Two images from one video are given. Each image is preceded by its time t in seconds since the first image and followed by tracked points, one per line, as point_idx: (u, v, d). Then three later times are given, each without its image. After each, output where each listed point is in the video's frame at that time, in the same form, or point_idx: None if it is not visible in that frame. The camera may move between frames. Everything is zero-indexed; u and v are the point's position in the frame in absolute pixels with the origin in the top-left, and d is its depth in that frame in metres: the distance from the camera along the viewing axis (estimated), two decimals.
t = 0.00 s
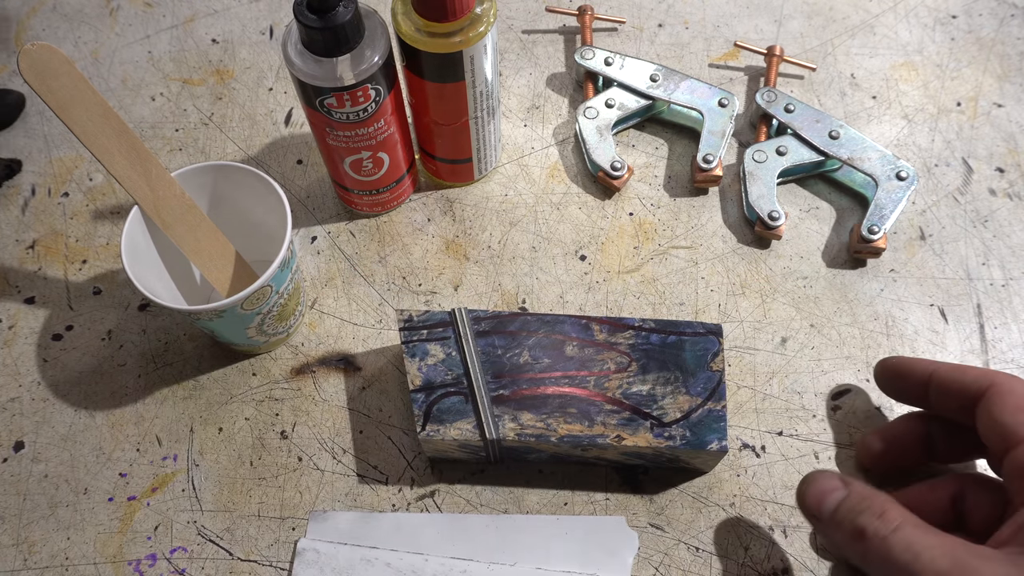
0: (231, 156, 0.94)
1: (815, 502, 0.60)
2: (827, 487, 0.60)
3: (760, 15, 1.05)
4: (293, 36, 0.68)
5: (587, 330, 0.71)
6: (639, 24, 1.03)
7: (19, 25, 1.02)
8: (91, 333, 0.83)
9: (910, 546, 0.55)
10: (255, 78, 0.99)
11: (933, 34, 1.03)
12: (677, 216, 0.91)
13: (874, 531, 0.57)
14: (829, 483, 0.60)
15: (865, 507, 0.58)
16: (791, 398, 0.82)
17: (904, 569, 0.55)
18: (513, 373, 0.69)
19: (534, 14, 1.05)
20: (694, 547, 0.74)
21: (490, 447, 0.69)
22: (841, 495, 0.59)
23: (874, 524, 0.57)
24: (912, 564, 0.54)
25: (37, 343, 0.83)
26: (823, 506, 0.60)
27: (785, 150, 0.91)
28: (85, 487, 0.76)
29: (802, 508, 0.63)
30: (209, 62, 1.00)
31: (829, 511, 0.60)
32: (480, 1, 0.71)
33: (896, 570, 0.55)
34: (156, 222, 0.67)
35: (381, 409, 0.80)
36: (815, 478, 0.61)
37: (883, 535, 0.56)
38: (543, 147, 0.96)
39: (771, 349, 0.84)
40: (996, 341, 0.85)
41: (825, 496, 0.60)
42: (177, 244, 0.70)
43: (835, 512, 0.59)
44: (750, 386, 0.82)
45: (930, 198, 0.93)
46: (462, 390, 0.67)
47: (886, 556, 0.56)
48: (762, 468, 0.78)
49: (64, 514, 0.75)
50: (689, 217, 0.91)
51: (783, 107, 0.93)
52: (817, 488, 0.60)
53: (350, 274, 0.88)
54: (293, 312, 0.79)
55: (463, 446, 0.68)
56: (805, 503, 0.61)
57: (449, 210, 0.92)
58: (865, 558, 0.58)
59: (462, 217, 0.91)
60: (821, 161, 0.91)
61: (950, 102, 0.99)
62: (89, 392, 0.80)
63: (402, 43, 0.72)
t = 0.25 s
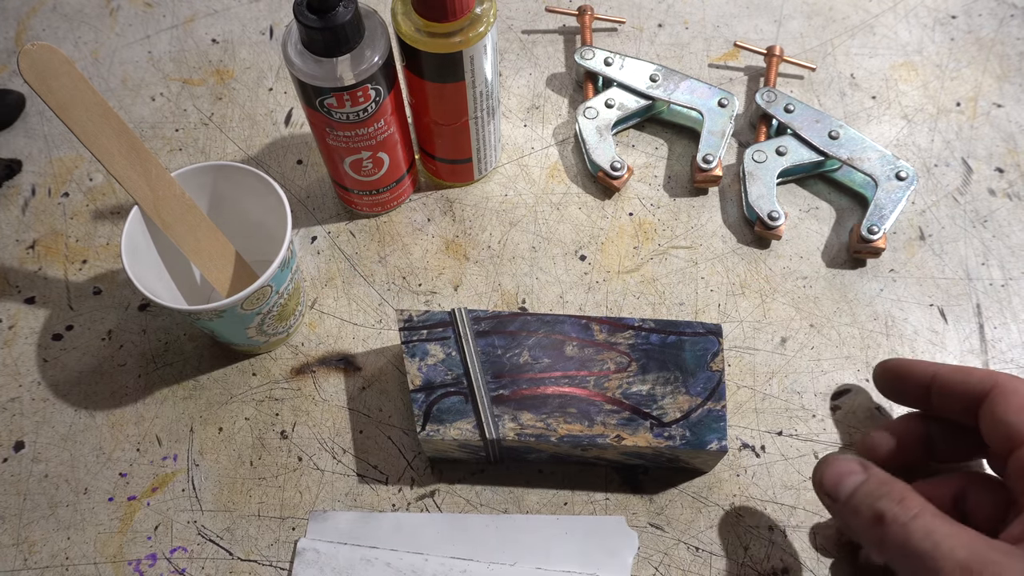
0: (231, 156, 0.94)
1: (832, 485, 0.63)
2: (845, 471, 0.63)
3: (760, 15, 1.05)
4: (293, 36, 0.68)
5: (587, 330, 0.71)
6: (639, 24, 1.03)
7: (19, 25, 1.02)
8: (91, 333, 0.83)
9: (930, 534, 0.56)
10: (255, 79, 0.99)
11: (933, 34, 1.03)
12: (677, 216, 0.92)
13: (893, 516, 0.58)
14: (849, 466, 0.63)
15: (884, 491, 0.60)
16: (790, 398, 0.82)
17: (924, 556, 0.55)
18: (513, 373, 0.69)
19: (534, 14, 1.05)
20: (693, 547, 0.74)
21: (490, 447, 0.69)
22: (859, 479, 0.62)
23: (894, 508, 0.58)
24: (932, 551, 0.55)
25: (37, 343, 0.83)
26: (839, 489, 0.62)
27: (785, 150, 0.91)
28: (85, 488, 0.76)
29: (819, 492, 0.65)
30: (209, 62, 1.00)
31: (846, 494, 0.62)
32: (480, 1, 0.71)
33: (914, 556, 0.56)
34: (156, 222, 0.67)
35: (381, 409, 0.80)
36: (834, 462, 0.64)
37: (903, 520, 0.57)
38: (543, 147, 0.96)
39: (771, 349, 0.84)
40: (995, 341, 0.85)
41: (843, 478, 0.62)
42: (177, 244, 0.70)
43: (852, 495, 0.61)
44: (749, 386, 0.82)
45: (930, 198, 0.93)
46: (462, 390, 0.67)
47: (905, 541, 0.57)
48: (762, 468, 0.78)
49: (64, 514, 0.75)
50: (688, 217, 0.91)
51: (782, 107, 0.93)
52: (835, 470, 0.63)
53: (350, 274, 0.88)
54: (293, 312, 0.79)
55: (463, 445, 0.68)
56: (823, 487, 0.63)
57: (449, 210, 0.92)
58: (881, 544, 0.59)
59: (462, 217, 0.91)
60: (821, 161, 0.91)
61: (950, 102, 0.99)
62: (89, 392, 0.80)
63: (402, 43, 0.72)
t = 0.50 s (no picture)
0: (231, 156, 0.94)
1: (833, 489, 0.62)
2: (846, 473, 0.63)
3: (760, 15, 1.05)
4: (294, 36, 0.68)
5: (587, 330, 0.72)
6: (639, 24, 1.03)
7: (19, 25, 1.02)
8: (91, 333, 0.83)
9: (931, 533, 0.56)
10: (255, 79, 0.99)
11: (933, 34, 1.03)
12: (677, 216, 0.92)
13: (895, 517, 0.58)
14: (849, 467, 0.63)
15: (886, 492, 0.60)
16: (790, 398, 0.82)
17: (925, 556, 0.56)
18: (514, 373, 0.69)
19: (534, 14, 1.05)
20: (694, 547, 0.74)
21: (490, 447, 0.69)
22: (859, 481, 0.62)
23: (895, 509, 0.58)
24: (934, 551, 0.55)
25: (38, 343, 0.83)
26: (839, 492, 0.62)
27: (785, 150, 0.91)
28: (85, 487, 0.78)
29: (819, 495, 0.65)
30: (209, 62, 1.00)
31: (848, 496, 0.62)
32: (480, 0, 0.71)
33: (916, 556, 0.56)
34: (156, 222, 0.67)
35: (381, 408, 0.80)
36: (836, 464, 0.63)
37: (904, 521, 0.57)
38: (543, 147, 0.96)
39: (771, 349, 0.84)
40: (995, 341, 0.85)
41: (844, 481, 0.62)
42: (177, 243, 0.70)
43: (854, 496, 0.61)
44: (750, 386, 0.82)
45: (930, 198, 0.93)
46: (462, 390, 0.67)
47: (907, 542, 0.57)
48: (762, 468, 0.78)
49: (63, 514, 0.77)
50: (689, 217, 0.91)
51: (783, 107, 0.93)
52: (836, 472, 0.63)
53: (350, 274, 0.88)
54: (293, 313, 0.79)
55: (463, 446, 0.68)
56: (825, 491, 0.63)
57: (449, 210, 0.92)
58: (883, 545, 0.59)
59: (462, 217, 0.91)
60: (821, 161, 0.91)
61: (950, 102, 0.99)
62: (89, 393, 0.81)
63: (402, 44, 0.72)
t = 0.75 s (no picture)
0: (231, 156, 0.94)
1: (831, 489, 0.63)
2: (843, 474, 0.63)
3: (760, 15, 1.05)
4: (294, 36, 0.68)
5: (587, 330, 0.72)
6: (639, 25, 1.03)
7: (19, 25, 1.02)
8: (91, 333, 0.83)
9: (928, 533, 0.56)
10: (255, 79, 0.99)
11: (934, 34, 1.03)
12: (677, 216, 0.92)
13: (892, 516, 0.58)
14: (846, 468, 0.63)
15: (883, 492, 0.60)
16: (791, 398, 0.82)
17: (923, 555, 0.55)
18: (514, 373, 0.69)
19: (534, 14, 1.05)
20: (694, 547, 0.74)
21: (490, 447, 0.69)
22: (856, 481, 0.62)
23: (892, 509, 0.58)
24: (932, 550, 0.55)
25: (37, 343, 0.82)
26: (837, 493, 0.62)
27: (785, 150, 0.91)
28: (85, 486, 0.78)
29: (817, 496, 0.65)
30: (210, 62, 1.00)
31: (846, 496, 0.62)
32: (480, 1, 0.71)
33: (914, 556, 0.56)
34: (157, 222, 0.68)
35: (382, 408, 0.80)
36: (833, 464, 0.64)
37: (901, 521, 0.57)
38: (543, 147, 0.96)
39: (771, 349, 0.84)
40: (995, 341, 0.85)
41: (841, 482, 0.62)
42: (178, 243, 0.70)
43: (851, 496, 0.61)
44: (750, 386, 0.82)
45: (930, 198, 0.93)
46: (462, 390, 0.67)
47: (905, 541, 0.57)
48: (762, 468, 0.78)
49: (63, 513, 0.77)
50: (689, 217, 0.91)
51: (783, 107, 0.93)
52: (833, 473, 0.63)
53: (351, 274, 0.88)
54: (295, 310, 0.79)
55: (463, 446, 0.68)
56: (822, 492, 0.64)
57: (449, 210, 0.92)
58: (881, 544, 0.59)
59: (463, 217, 0.91)
60: (821, 161, 0.91)
61: (950, 102, 0.99)
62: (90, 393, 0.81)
63: (402, 44, 0.72)
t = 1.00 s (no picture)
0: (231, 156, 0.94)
1: (830, 483, 0.63)
2: (843, 469, 0.63)
3: (760, 15, 1.05)
4: (294, 36, 0.68)
5: (587, 330, 0.72)
6: (639, 25, 1.03)
7: (19, 25, 1.02)
8: (91, 333, 0.83)
9: (929, 529, 0.56)
10: (255, 79, 0.99)
11: (934, 34, 1.03)
12: (677, 216, 0.92)
13: (892, 512, 0.58)
14: (846, 463, 0.63)
15: (883, 487, 0.60)
16: (790, 398, 0.82)
17: (923, 552, 0.55)
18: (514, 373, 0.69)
19: (534, 14, 1.05)
20: (694, 547, 0.74)
21: (491, 447, 0.69)
22: (856, 476, 0.62)
23: (892, 504, 0.58)
24: (931, 547, 0.55)
25: (38, 343, 0.82)
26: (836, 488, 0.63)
27: (785, 150, 0.91)
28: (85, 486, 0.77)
29: (816, 490, 0.65)
30: (210, 62, 1.00)
31: (845, 491, 0.62)
32: (480, 1, 0.71)
33: (913, 552, 0.56)
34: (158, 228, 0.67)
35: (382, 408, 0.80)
36: (832, 459, 0.64)
37: (901, 516, 0.57)
38: (543, 147, 0.96)
39: (771, 349, 0.84)
40: (995, 341, 0.85)
41: (841, 476, 0.63)
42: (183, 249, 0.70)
43: (850, 491, 0.62)
44: (749, 386, 0.82)
45: (930, 198, 0.93)
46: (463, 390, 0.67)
47: (904, 537, 0.57)
48: (762, 468, 0.78)
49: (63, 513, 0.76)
50: (689, 217, 0.91)
51: (783, 107, 0.93)
52: (834, 468, 0.63)
53: (351, 274, 0.88)
54: (309, 297, 0.80)
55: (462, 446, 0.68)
56: (822, 486, 0.64)
57: (449, 210, 0.92)
58: (880, 540, 0.59)
59: (463, 217, 0.91)
60: (821, 161, 0.91)
61: (950, 102, 0.99)
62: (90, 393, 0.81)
63: (402, 44, 0.72)
